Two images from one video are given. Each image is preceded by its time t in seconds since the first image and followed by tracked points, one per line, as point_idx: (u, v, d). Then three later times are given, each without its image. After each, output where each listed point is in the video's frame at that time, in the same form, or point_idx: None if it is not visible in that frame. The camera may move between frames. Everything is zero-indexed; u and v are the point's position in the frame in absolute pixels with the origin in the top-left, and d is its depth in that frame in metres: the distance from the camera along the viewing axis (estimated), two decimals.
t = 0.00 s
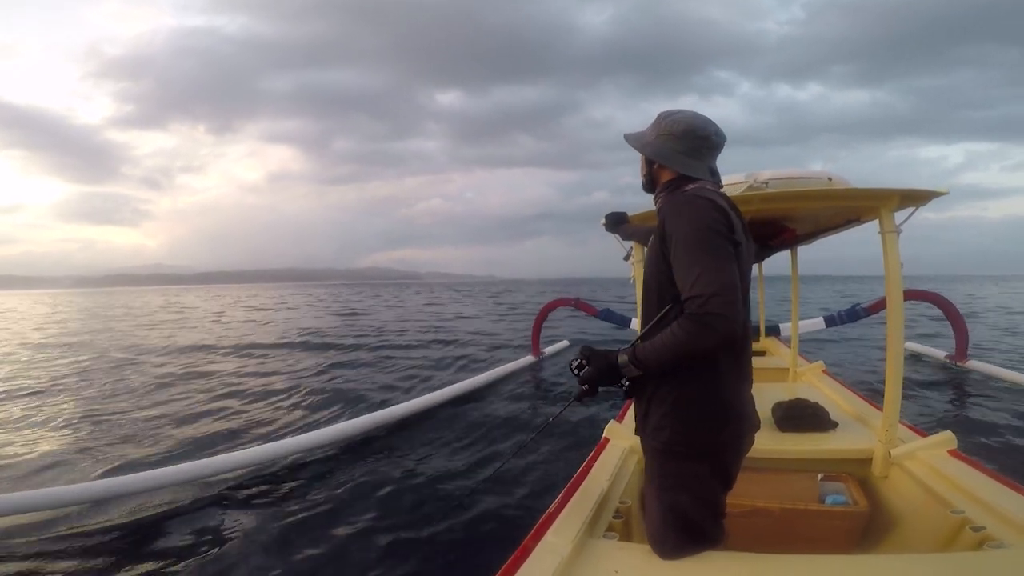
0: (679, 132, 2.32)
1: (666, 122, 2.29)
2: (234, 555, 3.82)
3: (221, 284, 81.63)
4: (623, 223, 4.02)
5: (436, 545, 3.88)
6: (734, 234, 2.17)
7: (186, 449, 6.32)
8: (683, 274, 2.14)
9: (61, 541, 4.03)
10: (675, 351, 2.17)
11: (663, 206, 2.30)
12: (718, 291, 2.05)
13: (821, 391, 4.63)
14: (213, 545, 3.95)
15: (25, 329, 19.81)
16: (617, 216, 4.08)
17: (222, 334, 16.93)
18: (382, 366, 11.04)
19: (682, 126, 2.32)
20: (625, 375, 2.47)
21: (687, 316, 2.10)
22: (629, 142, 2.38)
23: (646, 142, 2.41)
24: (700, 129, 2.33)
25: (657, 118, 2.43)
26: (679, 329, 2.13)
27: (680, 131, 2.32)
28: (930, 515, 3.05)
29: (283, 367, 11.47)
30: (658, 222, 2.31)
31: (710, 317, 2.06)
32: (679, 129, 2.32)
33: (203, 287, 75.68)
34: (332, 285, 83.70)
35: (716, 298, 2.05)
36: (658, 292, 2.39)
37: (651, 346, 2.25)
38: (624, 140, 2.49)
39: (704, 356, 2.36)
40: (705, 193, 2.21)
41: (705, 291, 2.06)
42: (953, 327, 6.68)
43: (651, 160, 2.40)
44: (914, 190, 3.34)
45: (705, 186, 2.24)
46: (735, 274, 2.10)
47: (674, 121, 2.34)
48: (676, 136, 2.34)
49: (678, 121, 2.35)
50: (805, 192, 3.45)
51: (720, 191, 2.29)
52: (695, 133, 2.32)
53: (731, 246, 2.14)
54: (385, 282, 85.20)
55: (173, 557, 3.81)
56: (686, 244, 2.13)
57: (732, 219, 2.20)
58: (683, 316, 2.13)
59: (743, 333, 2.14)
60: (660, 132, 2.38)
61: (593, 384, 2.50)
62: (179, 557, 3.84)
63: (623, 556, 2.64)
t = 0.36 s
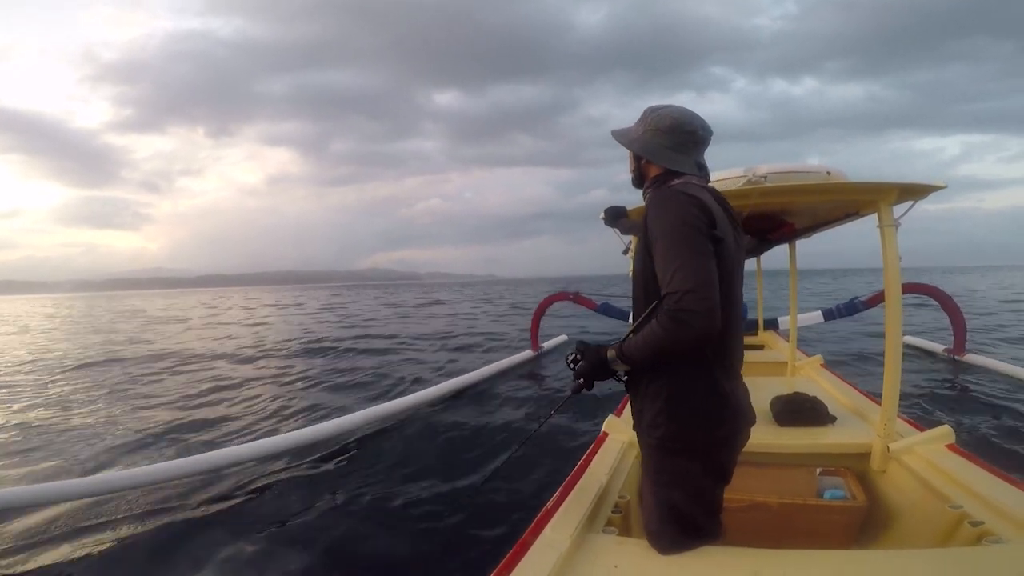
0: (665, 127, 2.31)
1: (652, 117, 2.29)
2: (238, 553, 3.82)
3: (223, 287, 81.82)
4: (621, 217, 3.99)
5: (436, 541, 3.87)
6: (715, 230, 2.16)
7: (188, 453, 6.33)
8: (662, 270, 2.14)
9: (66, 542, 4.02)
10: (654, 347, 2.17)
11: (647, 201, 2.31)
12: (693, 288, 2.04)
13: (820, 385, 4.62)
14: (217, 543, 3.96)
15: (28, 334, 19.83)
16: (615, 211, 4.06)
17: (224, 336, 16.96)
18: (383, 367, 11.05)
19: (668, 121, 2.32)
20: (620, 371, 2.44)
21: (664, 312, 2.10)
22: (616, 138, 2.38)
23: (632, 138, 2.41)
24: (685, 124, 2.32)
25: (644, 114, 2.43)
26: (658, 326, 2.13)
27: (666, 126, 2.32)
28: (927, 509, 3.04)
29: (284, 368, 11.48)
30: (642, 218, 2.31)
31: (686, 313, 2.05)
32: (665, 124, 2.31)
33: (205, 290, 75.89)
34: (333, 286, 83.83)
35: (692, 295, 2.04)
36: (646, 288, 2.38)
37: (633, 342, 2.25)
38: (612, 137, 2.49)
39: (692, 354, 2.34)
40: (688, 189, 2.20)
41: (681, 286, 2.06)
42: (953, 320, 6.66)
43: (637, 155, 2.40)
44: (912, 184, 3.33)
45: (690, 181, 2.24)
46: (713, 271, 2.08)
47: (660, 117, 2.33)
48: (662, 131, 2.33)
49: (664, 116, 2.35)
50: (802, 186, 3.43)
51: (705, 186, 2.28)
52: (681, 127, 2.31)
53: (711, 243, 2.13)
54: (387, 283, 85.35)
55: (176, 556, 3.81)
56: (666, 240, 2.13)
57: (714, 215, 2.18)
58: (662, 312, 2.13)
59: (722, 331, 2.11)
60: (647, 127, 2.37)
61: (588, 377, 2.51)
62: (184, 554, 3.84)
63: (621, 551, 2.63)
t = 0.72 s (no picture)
0: (686, 125, 2.32)
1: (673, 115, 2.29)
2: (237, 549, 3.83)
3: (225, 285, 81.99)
4: (622, 217, 3.99)
5: (435, 539, 3.86)
6: (746, 228, 2.19)
7: (186, 448, 6.32)
8: (696, 268, 2.14)
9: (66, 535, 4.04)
10: (690, 345, 2.17)
11: (671, 200, 2.31)
12: (733, 284, 2.05)
13: (821, 385, 4.60)
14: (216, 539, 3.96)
15: (28, 328, 19.82)
16: (616, 209, 4.06)
17: (224, 332, 16.98)
18: (382, 364, 11.05)
19: (690, 119, 2.32)
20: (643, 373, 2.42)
21: (702, 310, 2.11)
22: (636, 135, 2.38)
23: (652, 136, 2.40)
24: (707, 123, 2.33)
25: (663, 112, 2.44)
26: (695, 323, 2.13)
27: (688, 124, 2.33)
28: (930, 509, 3.03)
29: (283, 365, 11.50)
30: (669, 216, 2.31)
31: (726, 310, 2.06)
32: (687, 123, 2.32)
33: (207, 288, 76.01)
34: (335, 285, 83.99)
35: (732, 291, 2.05)
36: (670, 286, 2.38)
37: (665, 341, 2.24)
38: (630, 134, 2.48)
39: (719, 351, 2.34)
40: (716, 187, 2.21)
41: (721, 283, 2.06)
42: (954, 322, 6.65)
43: (658, 153, 2.39)
44: (913, 183, 3.32)
45: (714, 179, 2.25)
46: (750, 266, 2.11)
47: (681, 115, 2.34)
48: (683, 129, 2.34)
49: (685, 114, 2.35)
50: (804, 184, 3.43)
51: (727, 184, 2.30)
52: (702, 125, 2.32)
53: (744, 240, 2.15)
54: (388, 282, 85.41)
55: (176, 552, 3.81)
56: (700, 237, 2.14)
57: (743, 213, 2.21)
58: (698, 310, 2.13)
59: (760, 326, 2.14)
60: (667, 125, 2.38)
61: (606, 381, 2.46)
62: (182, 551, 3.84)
63: (621, 551, 2.63)
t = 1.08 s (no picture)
0: (702, 122, 2.33)
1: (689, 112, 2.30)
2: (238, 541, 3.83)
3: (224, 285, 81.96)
4: (626, 215, 3.99)
5: (434, 539, 3.84)
6: (767, 224, 2.19)
7: (188, 447, 6.30)
8: (719, 264, 2.13)
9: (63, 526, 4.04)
10: (712, 343, 2.16)
11: (690, 197, 2.31)
12: (759, 280, 2.05)
13: (824, 384, 4.60)
14: (215, 532, 3.97)
15: (30, 328, 19.82)
16: (620, 207, 4.05)
17: (225, 333, 16.97)
18: (383, 365, 11.05)
19: (705, 117, 2.33)
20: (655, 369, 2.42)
21: (726, 306, 2.10)
22: (651, 133, 2.39)
23: (667, 133, 2.41)
24: (722, 121, 2.34)
25: (678, 109, 2.44)
26: (718, 319, 2.12)
27: (703, 122, 2.33)
28: (934, 507, 3.02)
29: (284, 365, 11.49)
30: (688, 213, 2.31)
31: (751, 306, 2.06)
32: (702, 120, 2.33)
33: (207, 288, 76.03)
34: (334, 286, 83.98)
35: (756, 289, 2.05)
36: (688, 283, 2.38)
37: (686, 338, 2.24)
38: (644, 131, 2.49)
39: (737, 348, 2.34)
40: (735, 184, 2.21)
41: (744, 280, 2.06)
42: (956, 320, 6.64)
43: (674, 150, 2.40)
44: (917, 180, 3.32)
45: (732, 176, 2.25)
46: (772, 264, 2.11)
47: (696, 113, 2.35)
48: (699, 127, 2.35)
49: (700, 112, 2.36)
50: (809, 182, 3.43)
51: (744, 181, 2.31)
52: (718, 123, 2.33)
53: (766, 236, 2.16)
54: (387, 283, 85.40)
55: (176, 545, 3.81)
56: (721, 234, 2.14)
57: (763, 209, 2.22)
58: (721, 307, 2.13)
59: (781, 322, 2.14)
60: (682, 122, 2.38)
61: (619, 379, 2.46)
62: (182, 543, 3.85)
63: (624, 549, 2.62)
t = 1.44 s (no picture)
0: (712, 123, 2.33)
1: (700, 112, 2.30)
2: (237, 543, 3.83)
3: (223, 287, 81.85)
4: (629, 217, 4.00)
5: (434, 540, 3.84)
6: (779, 227, 2.19)
7: (188, 450, 6.30)
8: (730, 267, 2.13)
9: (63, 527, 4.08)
10: (721, 346, 2.16)
11: (699, 198, 2.32)
12: (770, 284, 2.05)
13: (826, 386, 4.61)
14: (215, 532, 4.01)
15: (30, 331, 19.79)
16: (622, 209, 4.06)
17: (226, 335, 16.98)
18: (384, 367, 11.06)
19: (715, 118, 2.33)
20: (661, 371, 2.42)
21: (736, 309, 2.10)
22: (660, 132, 2.39)
23: (676, 134, 2.41)
24: (733, 122, 2.34)
25: (687, 109, 2.44)
26: (729, 323, 2.12)
27: (713, 123, 2.33)
28: (936, 509, 3.02)
29: (286, 367, 11.50)
30: (697, 214, 2.31)
31: (762, 310, 2.05)
32: (712, 121, 2.33)
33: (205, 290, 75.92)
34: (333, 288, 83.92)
35: (768, 292, 2.05)
36: (695, 284, 2.39)
37: (695, 341, 2.24)
38: (652, 131, 2.49)
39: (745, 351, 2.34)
40: (745, 186, 2.22)
41: (756, 284, 2.05)
42: (959, 321, 6.65)
43: (683, 150, 2.40)
44: (920, 183, 3.33)
45: (742, 178, 2.26)
46: (783, 268, 2.11)
47: (706, 113, 2.35)
48: (709, 128, 2.35)
49: (710, 113, 2.36)
50: (811, 184, 3.43)
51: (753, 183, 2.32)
52: (728, 124, 2.33)
53: (777, 239, 2.16)
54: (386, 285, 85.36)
55: (174, 546, 3.83)
56: (733, 236, 2.13)
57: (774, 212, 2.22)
58: (732, 309, 2.13)
59: (791, 326, 2.15)
60: (692, 122, 2.38)
61: (624, 381, 2.43)
62: (182, 545, 3.86)
63: (626, 551, 2.61)
